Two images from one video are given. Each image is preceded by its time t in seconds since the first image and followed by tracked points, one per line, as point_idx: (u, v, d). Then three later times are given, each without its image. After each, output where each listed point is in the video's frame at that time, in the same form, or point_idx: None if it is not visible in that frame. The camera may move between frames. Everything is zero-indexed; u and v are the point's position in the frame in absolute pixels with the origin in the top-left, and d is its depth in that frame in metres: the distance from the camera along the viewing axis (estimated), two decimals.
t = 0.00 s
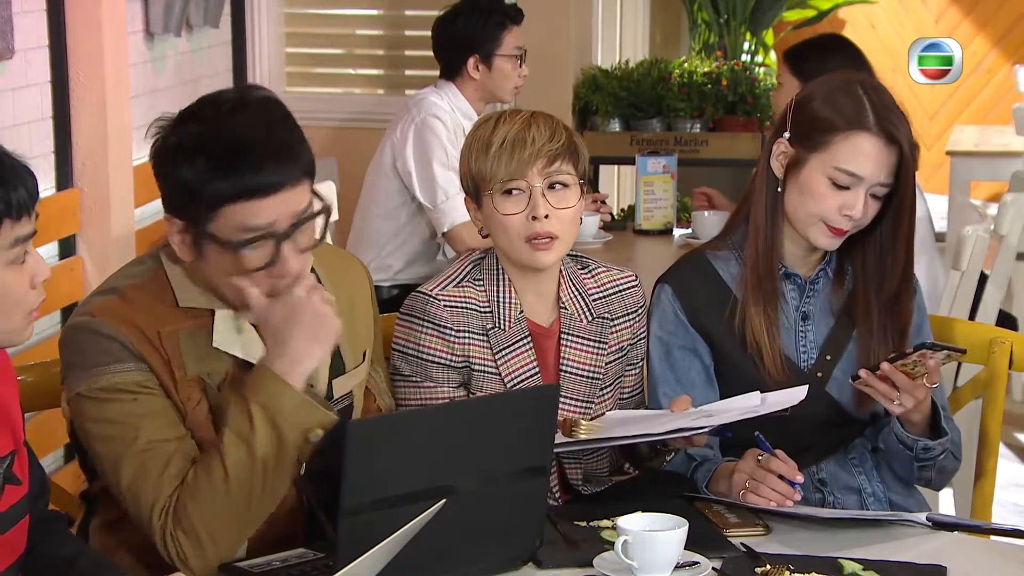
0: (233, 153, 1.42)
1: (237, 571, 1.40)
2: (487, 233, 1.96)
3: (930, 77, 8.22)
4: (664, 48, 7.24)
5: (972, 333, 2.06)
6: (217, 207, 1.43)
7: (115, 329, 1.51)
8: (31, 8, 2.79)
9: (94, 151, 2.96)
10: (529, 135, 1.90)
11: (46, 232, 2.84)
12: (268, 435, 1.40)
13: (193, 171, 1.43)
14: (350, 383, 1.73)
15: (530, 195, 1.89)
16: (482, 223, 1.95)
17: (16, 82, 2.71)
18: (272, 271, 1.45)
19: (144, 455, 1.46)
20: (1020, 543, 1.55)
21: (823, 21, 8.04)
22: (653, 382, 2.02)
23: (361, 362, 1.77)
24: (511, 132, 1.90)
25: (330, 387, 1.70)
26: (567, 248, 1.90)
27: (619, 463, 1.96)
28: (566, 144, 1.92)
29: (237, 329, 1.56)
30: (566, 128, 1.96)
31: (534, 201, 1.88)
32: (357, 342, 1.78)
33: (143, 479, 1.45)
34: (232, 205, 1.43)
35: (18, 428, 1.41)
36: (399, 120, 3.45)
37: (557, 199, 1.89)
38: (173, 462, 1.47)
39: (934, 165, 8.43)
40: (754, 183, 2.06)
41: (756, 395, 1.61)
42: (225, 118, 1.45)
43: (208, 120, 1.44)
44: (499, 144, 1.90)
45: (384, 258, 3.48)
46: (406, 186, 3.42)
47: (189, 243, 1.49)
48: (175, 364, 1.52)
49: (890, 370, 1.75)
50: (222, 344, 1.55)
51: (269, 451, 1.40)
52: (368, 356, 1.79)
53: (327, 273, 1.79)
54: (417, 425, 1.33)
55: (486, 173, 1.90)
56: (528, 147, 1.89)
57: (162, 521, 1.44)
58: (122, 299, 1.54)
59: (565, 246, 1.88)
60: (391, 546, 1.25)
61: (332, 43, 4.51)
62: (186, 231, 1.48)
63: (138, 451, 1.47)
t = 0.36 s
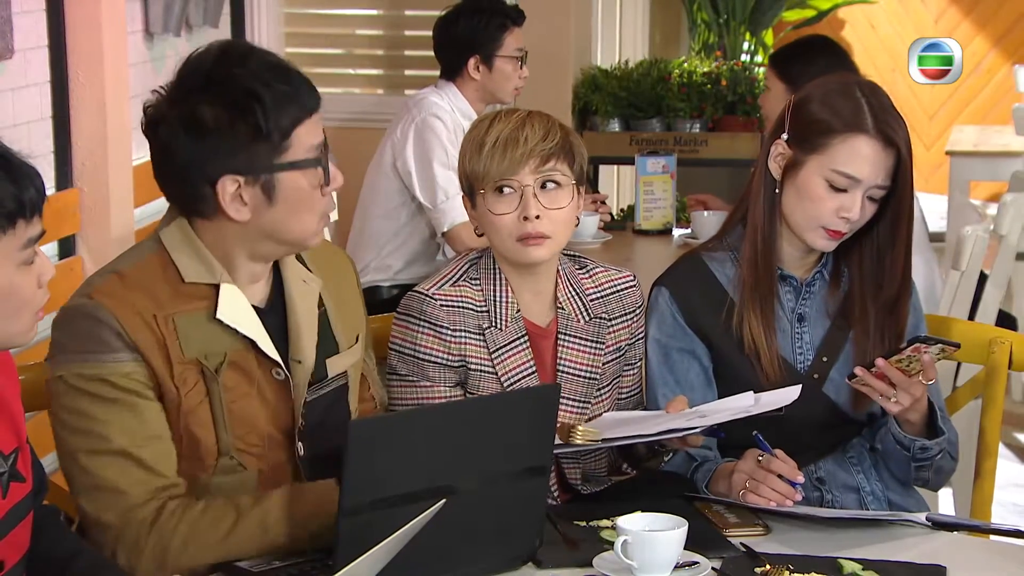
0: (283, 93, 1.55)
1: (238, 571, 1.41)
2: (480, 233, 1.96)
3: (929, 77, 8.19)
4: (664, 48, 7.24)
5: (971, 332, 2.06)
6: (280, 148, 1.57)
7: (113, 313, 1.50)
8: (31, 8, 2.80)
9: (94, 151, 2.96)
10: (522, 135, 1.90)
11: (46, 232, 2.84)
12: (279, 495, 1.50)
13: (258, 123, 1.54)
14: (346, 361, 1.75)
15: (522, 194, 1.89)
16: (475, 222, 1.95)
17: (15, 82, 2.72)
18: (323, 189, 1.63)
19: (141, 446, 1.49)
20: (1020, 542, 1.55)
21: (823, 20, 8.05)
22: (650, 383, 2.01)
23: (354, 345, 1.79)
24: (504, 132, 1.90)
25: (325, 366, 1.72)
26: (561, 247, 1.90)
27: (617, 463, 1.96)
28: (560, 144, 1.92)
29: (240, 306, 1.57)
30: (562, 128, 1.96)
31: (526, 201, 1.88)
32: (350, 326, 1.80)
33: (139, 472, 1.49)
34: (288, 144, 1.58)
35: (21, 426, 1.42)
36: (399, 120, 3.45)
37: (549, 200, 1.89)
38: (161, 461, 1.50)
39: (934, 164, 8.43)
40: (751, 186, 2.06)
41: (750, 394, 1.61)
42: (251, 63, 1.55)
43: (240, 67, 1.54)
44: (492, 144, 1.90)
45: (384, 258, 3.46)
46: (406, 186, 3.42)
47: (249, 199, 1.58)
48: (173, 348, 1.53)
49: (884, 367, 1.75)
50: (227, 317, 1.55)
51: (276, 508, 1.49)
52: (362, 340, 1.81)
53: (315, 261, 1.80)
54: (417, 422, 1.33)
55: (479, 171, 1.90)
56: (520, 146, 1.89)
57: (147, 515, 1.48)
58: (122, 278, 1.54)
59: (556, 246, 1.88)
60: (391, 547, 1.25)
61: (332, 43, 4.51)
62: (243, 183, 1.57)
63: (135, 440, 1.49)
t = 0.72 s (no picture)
0: (244, 47, 1.65)
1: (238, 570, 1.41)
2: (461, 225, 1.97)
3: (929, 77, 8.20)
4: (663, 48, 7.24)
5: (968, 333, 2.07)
6: (244, 95, 1.66)
7: (102, 289, 1.55)
8: (31, 8, 2.79)
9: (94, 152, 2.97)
10: (498, 133, 1.89)
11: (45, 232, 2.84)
12: (232, 510, 1.53)
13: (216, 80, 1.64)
14: (340, 346, 1.76)
15: (491, 192, 1.89)
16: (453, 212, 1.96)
17: (15, 82, 2.72)
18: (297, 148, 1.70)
19: (104, 434, 1.52)
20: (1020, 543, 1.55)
21: (823, 20, 8.05)
22: (650, 385, 2.02)
23: (350, 332, 1.81)
24: (482, 128, 1.90)
25: (320, 348, 1.73)
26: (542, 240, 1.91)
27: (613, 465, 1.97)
28: (539, 144, 1.92)
29: (227, 280, 1.62)
30: (546, 126, 1.95)
31: (493, 199, 1.89)
32: (345, 315, 1.83)
33: (99, 459, 1.52)
34: (253, 92, 1.67)
35: (20, 424, 1.41)
36: (399, 120, 3.46)
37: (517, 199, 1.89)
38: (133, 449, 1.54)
39: (933, 164, 8.43)
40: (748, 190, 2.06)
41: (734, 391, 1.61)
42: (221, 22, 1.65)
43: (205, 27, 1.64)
44: (471, 139, 1.90)
45: (384, 258, 3.44)
46: (406, 186, 3.42)
47: (221, 149, 1.65)
48: (159, 321, 1.57)
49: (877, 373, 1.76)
50: (213, 292, 1.60)
51: (222, 524, 1.52)
52: (357, 329, 1.84)
53: (301, 247, 1.83)
54: (417, 425, 1.32)
55: (453, 164, 1.91)
56: (494, 144, 1.89)
57: (102, 505, 1.51)
58: (108, 260, 1.59)
59: (520, 248, 1.87)
60: (391, 546, 1.25)
61: (332, 43, 4.52)
62: (213, 133, 1.64)
63: (100, 426, 1.52)
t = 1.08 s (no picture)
0: (225, 42, 1.66)
1: (238, 571, 1.41)
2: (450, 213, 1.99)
3: (929, 78, 8.18)
4: (664, 49, 7.25)
5: (968, 335, 2.07)
6: (226, 88, 1.66)
7: (88, 291, 1.55)
8: (31, 8, 2.79)
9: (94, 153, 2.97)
10: (495, 125, 1.93)
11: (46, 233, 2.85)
12: (231, 509, 1.53)
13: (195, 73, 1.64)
14: (328, 346, 1.78)
15: (482, 182, 1.92)
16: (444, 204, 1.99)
17: (15, 82, 2.72)
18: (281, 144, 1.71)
19: (99, 431, 1.52)
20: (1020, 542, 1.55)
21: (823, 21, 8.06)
22: (651, 387, 2.03)
23: (335, 333, 1.81)
24: (478, 120, 1.94)
25: (308, 348, 1.75)
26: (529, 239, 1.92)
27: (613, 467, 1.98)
28: (532, 139, 1.95)
29: (215, 278, 1.62)
30: (543, 124, 1.98)
31: (483, 188, 1.91)
32: (331, 318, 1.82)
33: (95, 457, 1.52)
34: (235, 86, 1.67)
35: (20, 419, 1.41)
36: (400, 120, 3.46)
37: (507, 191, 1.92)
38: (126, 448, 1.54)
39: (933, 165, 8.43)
40: (740, 197, 2.06)
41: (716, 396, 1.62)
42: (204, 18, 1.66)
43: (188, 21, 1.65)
44: (468, 128, 1.93)
45: (384, 258, 3.43)
46: (407, 187, 3.43)
47: (202, 143, 1.65)
48: (148, 318, 1.57)
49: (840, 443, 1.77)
50: (201, 289, 1.60)
51: (222, 522, 1.52)
52: (343, 332, 1.83)
53: (285, 252, 1.83)
54: (416, 428, 1.32)
55: (446, 153, 1.94)
56: (490, 135, 1.92)
57: (101, 504, 1.51)
58: (96, 260, 1.59)
59: (509, 238, 1.88)
60: (391, 546, 1.25)
61: (333, 43, 4.52)
62: (194, 127, 1.65)
63: (95, 424, 1.52)
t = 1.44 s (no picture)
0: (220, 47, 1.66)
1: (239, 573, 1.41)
2: (472, 213, 1.95)
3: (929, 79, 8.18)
4: (664, 50, 7.25)
5: (970, 336, 2.06)
6: (221, 94, 1.66)
7: (84, 297, 1.55)
8: (31, 10, 2.79)
9: (93, 154, 2.97)
10: (546, 130, 1.90)
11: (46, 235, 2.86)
12: (230, 511, 1.53)
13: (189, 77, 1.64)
14: (325, 350, 1.77)
15: (532, 186, 1.88)
16: (471, 202, 1.94)
17: (15, 84, 2.72)
18: (278, 147, 1.71)
19: (97, 437, 1.52)
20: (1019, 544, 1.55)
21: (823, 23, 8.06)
22: (654, 389, 2.03)
23: (332, 337, 1.81)
24: (525, 123, 1.90)
25: (305, 351, 1.74)
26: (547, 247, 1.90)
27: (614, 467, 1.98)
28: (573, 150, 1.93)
29: (211, 282, 1.62)
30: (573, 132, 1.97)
31: (534, 194, 1.88)
32: (327, 321, 1.82)
33: (94, 463, 1.52)
34: (231, 91, 1.67)
35: (20, 393, 1.44)
36: (400, 122, 3.46)
37: (556, 198, 1.89)
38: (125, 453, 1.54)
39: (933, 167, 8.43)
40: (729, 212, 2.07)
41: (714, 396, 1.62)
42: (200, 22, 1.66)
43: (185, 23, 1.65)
44: (514, 131, 1.88)
45: (384, 260, 3.43)
46: (407, 189, 3.43)
47: (199, 148, 1.65)
48: (145, 323, 1.57)
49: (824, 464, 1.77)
50: (197, 294, 1.60)
51: (221, 525, 1.52)
52: (339, 334, 1.83)
53: (284, 254, 1.84)
54: (416, 431, 1.32)
55: (493, 154, 1.89)
56: (542, 141, 1.89)
57: (100, 509, 1.50)
58: (91, 265, 1.59)
59: (547, 244, 1.88)
60: (391, 549, 1.25)
61: (333, 45, 4.52)
62: (190, 133, 1.65)
63: (93, 430, 1.52)
